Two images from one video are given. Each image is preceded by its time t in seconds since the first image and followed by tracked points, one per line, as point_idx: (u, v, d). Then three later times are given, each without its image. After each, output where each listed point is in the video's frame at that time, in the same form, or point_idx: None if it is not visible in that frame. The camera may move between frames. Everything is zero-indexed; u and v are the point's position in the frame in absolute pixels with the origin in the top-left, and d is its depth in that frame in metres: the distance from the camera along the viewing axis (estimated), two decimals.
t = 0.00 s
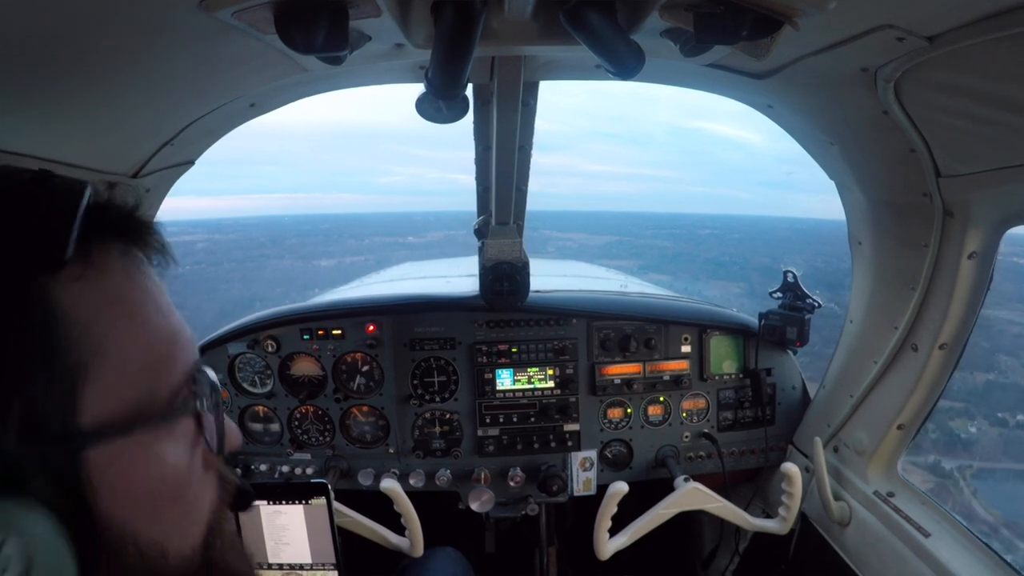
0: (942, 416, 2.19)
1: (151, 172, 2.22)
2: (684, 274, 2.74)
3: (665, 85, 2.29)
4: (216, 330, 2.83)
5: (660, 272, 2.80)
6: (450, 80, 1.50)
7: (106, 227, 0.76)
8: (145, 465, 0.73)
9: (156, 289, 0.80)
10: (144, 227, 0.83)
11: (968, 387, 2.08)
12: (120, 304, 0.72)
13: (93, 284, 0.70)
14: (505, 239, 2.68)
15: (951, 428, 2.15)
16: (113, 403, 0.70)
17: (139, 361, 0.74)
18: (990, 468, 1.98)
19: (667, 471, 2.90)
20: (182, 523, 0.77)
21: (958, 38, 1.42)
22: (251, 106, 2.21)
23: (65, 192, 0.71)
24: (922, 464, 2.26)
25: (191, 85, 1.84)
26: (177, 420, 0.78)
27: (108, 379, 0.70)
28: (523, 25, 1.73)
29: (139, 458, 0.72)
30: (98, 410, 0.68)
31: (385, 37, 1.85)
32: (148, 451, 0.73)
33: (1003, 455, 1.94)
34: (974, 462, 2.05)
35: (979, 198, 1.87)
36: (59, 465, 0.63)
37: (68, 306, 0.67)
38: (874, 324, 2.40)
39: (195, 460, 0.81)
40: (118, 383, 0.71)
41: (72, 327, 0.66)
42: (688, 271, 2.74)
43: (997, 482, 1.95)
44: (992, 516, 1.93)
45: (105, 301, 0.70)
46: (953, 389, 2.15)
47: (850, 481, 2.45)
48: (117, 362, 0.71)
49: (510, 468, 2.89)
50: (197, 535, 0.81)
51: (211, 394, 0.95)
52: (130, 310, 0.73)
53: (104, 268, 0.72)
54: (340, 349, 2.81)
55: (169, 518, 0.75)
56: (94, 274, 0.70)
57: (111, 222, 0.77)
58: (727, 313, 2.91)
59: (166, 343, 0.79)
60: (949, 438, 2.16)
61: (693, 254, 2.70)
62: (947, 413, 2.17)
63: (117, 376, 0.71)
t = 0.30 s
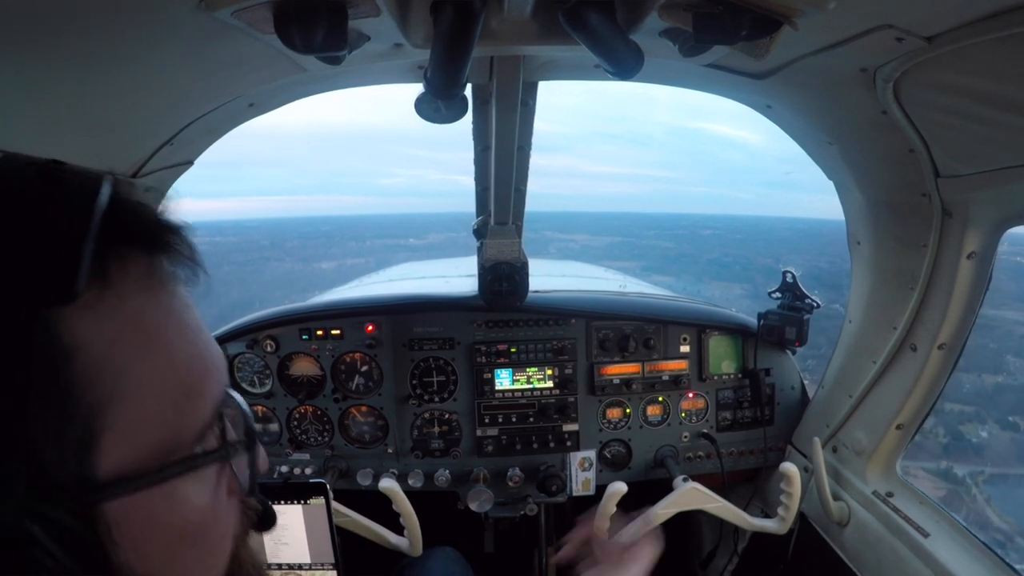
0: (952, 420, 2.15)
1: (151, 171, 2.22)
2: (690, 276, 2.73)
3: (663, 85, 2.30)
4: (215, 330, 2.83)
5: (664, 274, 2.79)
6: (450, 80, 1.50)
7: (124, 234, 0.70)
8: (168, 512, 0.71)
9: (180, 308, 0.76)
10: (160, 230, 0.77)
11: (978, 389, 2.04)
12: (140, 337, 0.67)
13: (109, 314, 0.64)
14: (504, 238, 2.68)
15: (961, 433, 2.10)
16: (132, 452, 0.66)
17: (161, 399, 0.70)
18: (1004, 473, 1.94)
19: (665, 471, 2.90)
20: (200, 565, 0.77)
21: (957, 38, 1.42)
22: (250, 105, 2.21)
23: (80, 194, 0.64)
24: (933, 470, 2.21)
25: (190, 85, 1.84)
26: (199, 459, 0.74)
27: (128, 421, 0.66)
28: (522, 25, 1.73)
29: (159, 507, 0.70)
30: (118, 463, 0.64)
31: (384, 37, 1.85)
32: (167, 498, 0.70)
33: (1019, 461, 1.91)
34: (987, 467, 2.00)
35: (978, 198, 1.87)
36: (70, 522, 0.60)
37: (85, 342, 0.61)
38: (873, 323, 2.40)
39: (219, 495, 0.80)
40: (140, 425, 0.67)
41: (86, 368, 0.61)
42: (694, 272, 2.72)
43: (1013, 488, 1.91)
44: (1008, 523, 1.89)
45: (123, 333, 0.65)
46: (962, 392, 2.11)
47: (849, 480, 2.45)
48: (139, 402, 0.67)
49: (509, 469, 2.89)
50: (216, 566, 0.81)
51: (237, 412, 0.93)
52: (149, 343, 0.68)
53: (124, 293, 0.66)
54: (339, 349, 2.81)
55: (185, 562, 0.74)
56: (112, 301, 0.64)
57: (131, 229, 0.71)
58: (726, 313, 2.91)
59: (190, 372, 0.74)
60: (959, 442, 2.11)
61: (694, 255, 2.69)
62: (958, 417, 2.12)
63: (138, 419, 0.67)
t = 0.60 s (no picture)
0: (963, 423, 2.09)
1: (150, 172, 2.22)
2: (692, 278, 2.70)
3: (663, 86, 2.29)
4: (215, 330, 2.84)
5: (667, 275, 2.76)
6: (450, 80, 1.49)
7: (121, 246, 0.70)
8: (175, 518, 0.73)
9: (175, 322, 0.76)
10: (161, 237, 0.77)
11: (986, 392, 2.00)
12: (139, 353, 0.68)
13: (108, 331, 0.65)
14: (504, 239, 2.67)
15: (973, 438, 2.04)
16: (132, 469, 0.67)
17: (162, 414, 0.70)
18: (1017, 481, 1.88)
19: (665, 472, 2.90)
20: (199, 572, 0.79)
21: (957, 38, 1.41)
22: (250, 105, 2.20)
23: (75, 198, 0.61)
24: (946, 477, 2.13)
25: (190, 85, 1.84)
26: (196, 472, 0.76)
27: (130, 438, 0.67)
28: (522, 26, 1.72)
29: (161, 519, 0.71)
30: (118, 480, 0.66)
31: (384, 38, 1.84)
32: (168, 511, 0.72)
33: None
34: (999, 473, 1.95)
35: (977, 199, 1.87)
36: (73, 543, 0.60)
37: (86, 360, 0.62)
38: (872, 324, 2.40)
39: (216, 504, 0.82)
40: (141, 442, 0.68)
41: (86, 387, 0.62)
42: (697, 273, 2.70)
43: None
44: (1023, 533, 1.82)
45: (123, 351, 0.66)
46: (971, 395, 2.06)
47: (848, 481, 2.45)
48: (140, 419, 0.68)
49: (508, 469, 2.88)
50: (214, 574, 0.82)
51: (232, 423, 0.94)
52: (148, 360, 0.69)
53: (121, 310, 0.67)
54: (339, 350, 2.81)
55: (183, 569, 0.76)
56: (109, 319, 0.65)
57: (129, 240, 0.71)
58: (726, 313, 2.90)
59: (189, 386, 0.75)
60: (971, 448, 2.05)
61: (698, 256, 2.69)
62: (969, 422, 2.06)
63: (139, 435, 0.68)
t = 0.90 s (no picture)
0: (975, 428, 2.04)
1: (151, 173, 2.22)
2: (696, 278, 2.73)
3: (663, 87, 2.29)
4: (214, 331, 2.83)
5: (672, 275, 2.78)
6: (450, 80, 1.50)
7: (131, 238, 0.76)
8: (190, 473, 0.81)
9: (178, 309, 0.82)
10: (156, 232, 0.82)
11: (996, 394, 1.95)
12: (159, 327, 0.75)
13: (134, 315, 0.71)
14: (504, 240, 2.68)
15: (985, 442, 1.99)
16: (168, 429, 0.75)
17: (183, 383, 0.77)
18: None
19: (666, 472, 2.90)
20: (204, 527, 0.87)
21: (957, 39, 1.42)
22: (250, 106, 2.21)
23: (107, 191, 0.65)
24: (960, 483, 2.07)
25: (191, 86, 1.84)
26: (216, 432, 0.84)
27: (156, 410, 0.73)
28: (522, 26, 1.73)
29: (183, 474, 0.79)
30: (160, 439, 0.73)
31: (384, 38, 1.84)
32: (185, 466, 0.79)
33: None
34: (1012, 479, 1.90)
35: (977, 199, 1.88)
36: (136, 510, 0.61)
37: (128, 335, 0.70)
38: (872, 324, 2.40)
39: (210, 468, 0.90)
40: (163, 414, 0.74)
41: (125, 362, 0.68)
42: (701, 274, 2.73)
43: None
44: None
45: (149, 330, 0.73)
46: (982, 397, 2.02)
47: (848, 481, 2.45)
48: (165, 390, 0.74)
49: (509, 469, 2.88)
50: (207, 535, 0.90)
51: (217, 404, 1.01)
52: (168, 334, 0.76)
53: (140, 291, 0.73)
54: (339, 350, 2.81)
55: (198, 522, 0.84)
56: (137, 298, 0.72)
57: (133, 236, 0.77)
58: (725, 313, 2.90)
59: (196, 369, 0.81)
60: (984, 452, 2.00)
61: (700, 257, 2.69)
62: (980, 425, 2.01)
63: (168, 402, 0.75)
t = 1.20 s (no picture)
0: (986, 433, 2.00)
1: (152, 174, 2.22)
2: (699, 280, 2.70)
3: (663, 87, 2.29)
4: (215, 333, 2.83)
5: (672, 278, 2.76)
6: (450, 81, 1.49)
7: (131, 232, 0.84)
8: (191, 464, 0.89)
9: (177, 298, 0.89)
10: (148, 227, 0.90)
11: (1008, 399, 1.91)
12: (165, 316, 0.83)
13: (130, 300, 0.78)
14: (505, 241, 2.68)
15: (997, 448, 1.94)
16: (171, 411, 0.83)
17: (187, 369, 0.85)
18: None
19: (666, 474, 2.90)
20: (208, 516, 0.95)
21: (958, 40, 1.41)
22: (250, 108, 2.21)
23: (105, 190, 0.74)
24: (972, 490, 2.02)
25: (191, 86, 1.84)
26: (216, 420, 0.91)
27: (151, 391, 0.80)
28: (522, 28, 1.72)
29: (183, 459, 0.87)
30: (160, 423, 0.81)
31: (384, 39, 1.84)
32: (186, 453, 0.88)
33: None
34: None
35: (978, 200, 1.87)
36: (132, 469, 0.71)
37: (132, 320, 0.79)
38: (873, 326, 2.40)
39: (213, 462, 0.98)
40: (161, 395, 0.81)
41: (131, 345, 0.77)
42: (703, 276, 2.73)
43: None
44: None
45: (152, 314, 0.81)
46: (992, 402, 1.98)
47: (849, 483, 2.45)
48: (166, 375, 0.82)
49: (509, 471, 2.88)
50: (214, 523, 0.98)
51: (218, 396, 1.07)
52: (173, 322, 0.85)
53: (144, 284, 0.83)
54: (340, 351, 2.81)
55: (199, 508, 0.91)
56: (142, 288, 0.82)
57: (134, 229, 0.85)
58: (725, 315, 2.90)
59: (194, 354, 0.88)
60: (995, 459, 1.95)
61: (703, 257, 2.69)
62: (991, 430, 1.97)
63: (171, 385, 0.83)
